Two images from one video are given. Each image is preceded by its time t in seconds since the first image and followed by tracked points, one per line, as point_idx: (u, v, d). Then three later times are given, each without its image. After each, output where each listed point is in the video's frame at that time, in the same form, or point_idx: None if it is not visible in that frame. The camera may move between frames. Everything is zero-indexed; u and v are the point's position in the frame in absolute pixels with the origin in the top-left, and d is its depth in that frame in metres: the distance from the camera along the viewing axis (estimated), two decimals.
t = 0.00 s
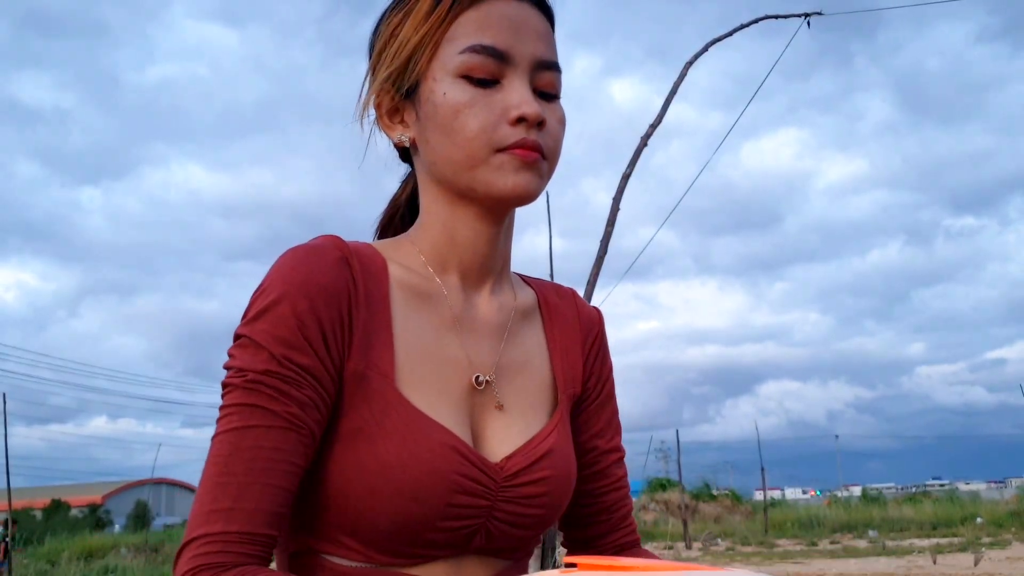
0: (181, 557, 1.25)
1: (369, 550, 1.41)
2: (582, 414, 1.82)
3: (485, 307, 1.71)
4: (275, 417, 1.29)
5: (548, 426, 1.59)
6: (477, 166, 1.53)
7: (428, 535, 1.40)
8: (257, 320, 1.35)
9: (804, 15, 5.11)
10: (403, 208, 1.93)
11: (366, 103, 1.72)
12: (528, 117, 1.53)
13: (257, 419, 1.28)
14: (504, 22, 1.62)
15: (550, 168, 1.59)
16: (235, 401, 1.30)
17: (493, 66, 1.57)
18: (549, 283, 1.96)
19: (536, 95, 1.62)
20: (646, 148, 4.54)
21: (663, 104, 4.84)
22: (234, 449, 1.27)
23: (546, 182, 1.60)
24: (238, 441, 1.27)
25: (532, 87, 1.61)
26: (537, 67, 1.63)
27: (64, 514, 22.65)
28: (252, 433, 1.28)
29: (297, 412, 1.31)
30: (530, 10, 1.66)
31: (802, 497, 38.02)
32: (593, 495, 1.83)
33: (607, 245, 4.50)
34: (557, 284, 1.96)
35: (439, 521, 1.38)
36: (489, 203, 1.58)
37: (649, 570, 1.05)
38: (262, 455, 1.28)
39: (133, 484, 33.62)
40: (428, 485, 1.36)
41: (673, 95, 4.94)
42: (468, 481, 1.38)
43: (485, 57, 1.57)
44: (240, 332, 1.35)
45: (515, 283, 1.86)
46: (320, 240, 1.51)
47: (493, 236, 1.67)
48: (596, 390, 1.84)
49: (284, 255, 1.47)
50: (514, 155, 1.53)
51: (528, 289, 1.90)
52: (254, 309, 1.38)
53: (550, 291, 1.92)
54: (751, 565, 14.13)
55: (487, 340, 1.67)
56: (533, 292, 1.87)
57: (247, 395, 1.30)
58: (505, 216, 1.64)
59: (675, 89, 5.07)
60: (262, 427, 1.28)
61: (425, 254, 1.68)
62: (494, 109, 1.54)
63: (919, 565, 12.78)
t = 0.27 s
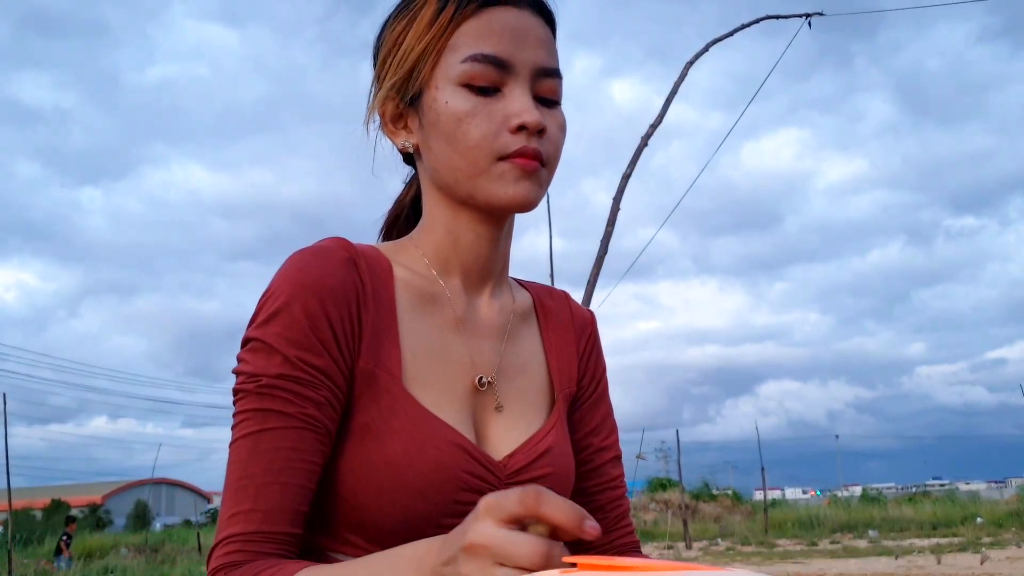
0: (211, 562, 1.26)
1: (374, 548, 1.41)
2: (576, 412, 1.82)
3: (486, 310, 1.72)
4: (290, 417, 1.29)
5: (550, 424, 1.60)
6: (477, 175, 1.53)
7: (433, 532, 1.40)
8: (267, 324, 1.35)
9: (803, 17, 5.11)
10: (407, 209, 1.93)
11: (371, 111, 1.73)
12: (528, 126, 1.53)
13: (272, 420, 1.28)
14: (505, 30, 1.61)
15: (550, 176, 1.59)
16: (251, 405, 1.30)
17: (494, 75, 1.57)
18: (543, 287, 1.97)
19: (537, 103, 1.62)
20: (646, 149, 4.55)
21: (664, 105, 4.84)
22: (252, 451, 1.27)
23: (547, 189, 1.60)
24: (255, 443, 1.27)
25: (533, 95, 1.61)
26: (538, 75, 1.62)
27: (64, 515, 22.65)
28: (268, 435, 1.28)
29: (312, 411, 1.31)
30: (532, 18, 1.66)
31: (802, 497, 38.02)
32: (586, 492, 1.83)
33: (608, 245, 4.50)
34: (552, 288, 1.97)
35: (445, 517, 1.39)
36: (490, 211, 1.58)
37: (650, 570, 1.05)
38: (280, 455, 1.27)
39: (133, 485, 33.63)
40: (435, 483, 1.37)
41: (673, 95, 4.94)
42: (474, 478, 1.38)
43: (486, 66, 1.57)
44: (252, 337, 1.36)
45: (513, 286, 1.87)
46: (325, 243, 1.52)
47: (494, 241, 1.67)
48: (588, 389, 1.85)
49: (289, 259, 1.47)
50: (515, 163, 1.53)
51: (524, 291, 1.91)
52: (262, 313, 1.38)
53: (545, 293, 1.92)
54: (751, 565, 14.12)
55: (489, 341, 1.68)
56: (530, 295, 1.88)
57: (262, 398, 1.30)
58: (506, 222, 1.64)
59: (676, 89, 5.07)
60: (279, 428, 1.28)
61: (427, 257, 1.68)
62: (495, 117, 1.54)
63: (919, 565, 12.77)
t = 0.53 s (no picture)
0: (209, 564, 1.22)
1: (368, 548, 1.40)
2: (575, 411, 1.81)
3: (482, 308, 1.70)
4: (285, 413, 1.27)
5: (545, 422, 1.59)
6: (471, 176, 1.52)
7: (428, 530, 1.39)
8: (261, 321, 1.34)
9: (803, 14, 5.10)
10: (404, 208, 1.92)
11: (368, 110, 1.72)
12: (524, 127, 1.52)
13: (267, 416, 1.26)
14: (502, 30, 1.60)
15: (544, 178, 1.58)
16: (245, 402, 1.28)
17: (489, 75, 1.56)
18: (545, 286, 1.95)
19: (532, 104, 1.61)
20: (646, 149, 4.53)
21: (664, 104, 4.83)
22: (246, 447, 1.24)
23: (540, 192, 1.59)
24: (249, 439, 1.25)
25: (529, 96, 1.60)
26: (533, 77, 1.61)
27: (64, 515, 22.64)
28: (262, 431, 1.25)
29: (307, 406, 1.29)
30: (529, 18, 1.64)
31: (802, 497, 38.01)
32: (588, 488, 1.82)
33: (608, 244, 4.49)
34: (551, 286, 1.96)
35: (439, 517, 1.37)
36: (484, 212, 1.57)
37: (648, 570, 1.04)
38: (274, 450, 1.24)
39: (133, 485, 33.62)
40: (429, 482, 1.35)
41: (673, 94, 4.92)
42: (468, 477, 1.37)
43: (482, 66, 1.56)
44: (246, 335, 1.34)
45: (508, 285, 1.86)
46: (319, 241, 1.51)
47: (488, 241, 1.66)
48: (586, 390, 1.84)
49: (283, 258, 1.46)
50: (510, 165, 1.52)
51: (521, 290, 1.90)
52: (256, 311, 1.37)
53: (542, 291, 1.91)
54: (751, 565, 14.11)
55: (485, 340, 1.66)
56: (526, 294, 1.87)
57: (257, 394, 1.28)
58: (499, 223, 1.63)
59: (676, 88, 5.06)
60: (274, 423, 1.26)
61: (421, 254, 1.66)
62: (490, 118, 1.53)
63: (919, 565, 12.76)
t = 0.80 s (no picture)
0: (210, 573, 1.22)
1: (355, 549, 1.41)
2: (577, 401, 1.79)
3: (470, 305, 1.70)
4: (270, 416, 1.27)
5: (535, 422, 1.58)
6: (454, 170, 1.52)
7: (410, 532, 1.38)
8: (240, 326, 1.35)
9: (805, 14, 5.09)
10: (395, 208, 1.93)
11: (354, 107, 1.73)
12: (507, 119, 1.51)
13: (252, 420, 1.27)
14: (485, 21, 1.59)
15: (530, 171, 1.57)
16: (232, 407, 1.28)
17: (472, 67, 1.56)
18: (550, 278, 1.95)
19: (517, 96, 1.60)
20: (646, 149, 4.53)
21: (665, 104, 4.82)
22: (237, 453, 1.25)
23: (527, 186, 1.58)
24: (238, 444, 1.25)
25: (514, 88, 1.60)
26: (519, 68, 1.60)
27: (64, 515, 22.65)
28: (247, 434, 1.26)
29: (292, 406, 1.29)
30: (514, 9, 1.64)
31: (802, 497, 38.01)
32: (617, 461, 1.74)
33: (608, 244, 4.49)
34: (554, 276, 1.95)
35: (421, 519, 1.37)
36: (468, 207, 1.56)
37: (647, 569, 1.03)
38: (264, 453, 1.25)
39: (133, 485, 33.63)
40: (410, 483, 1.35)
41: (673, 94, 4.92)
42: (448, 478, 1.37)
43: (464, 58, 1.56)
44: (228, 340, 1.35)
45: (503, 280, 1.85)
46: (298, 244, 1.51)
47: (476, 237, 1.66)
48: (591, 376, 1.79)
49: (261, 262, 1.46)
50: (493, 158, 1.52)
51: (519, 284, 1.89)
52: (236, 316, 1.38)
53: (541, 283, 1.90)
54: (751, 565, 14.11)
55: (473, 337, 1.66)
56: (523, 288, 1.86)
57: (241, 398, 1.28)
58: (486, 219, 1.63)
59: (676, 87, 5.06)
60: (259, 425, 1.26)
61: (406, 255, 1.67)
62: (473, 110, 1.52)
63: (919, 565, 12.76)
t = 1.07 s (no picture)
0: None
1: (340, 560, 1.42)
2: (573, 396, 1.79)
3: (457, 306, 1.70)
4: (246, 431, 1.28)
5: (525, 424, 1.57)
6: (441, 162, 1.52)
7: (392, 542, 1.39)
8: (213, 341, 1.35)
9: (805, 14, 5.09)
10: (379, 196, 1.93)
11: (337, 93, 1.73)
12: (495, 111, 1.51)
13: (229, 436, 1.28)
14: (474, 10, 1.58)
15: (519, 164, 1.57)
16: (208, 424, 1.29)
17: (460, 57, 1.56)
18: (545, 269, 1.94)
19: (506, 86, 1.59)
20: (647, 149, 4.54)
21: (664, 104, 4.82)
22: (214, 471, 1.26)
23: (516, 179, 1.58)
24: (216, 461, 1.26)
25: (503, 78, 1.59)
26: (508, 57, 1.60)
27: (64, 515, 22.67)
28: (224, 451, 1.27)
29: (269, 420, 1.30)
30: None
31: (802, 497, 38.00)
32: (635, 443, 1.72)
33: (608, 245, 4.49)
34: (551, 268, 1.94)
35: (404, 529, 1.38)
36: (454, 201, 1.56)
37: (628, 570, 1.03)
38: (242, 470, 1.26)
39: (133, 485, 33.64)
40: (389, 494, 1.36)
41: (673, 94, 4.92)
42: (429, 488, 1.37)
43: (452, 48, 1.55)
44: (202, 355, 1.35)
45: (496, 275, 1.85)
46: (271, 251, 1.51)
47: (462, 234, 1.66)
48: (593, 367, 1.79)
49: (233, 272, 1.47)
50: (481, 152, 1.51)
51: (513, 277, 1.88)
52: (209, 329, 1.38)
53: (534, 277, 1.89)
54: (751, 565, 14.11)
55: (460, 339, 1.66)
56: (516, 283, 1.86)
57: (216, 415, 1.29)
58: (472, 215, 1.62)
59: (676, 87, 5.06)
60: (235, 441, 1.27)
61: (389, 257, 1.68)
62: (461, 101, 1.52)
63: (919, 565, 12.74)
